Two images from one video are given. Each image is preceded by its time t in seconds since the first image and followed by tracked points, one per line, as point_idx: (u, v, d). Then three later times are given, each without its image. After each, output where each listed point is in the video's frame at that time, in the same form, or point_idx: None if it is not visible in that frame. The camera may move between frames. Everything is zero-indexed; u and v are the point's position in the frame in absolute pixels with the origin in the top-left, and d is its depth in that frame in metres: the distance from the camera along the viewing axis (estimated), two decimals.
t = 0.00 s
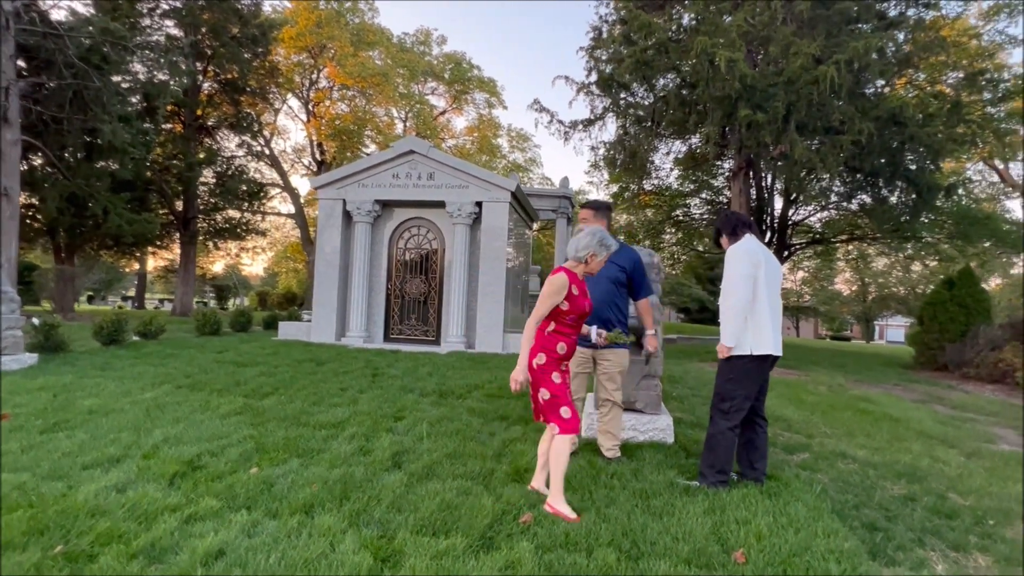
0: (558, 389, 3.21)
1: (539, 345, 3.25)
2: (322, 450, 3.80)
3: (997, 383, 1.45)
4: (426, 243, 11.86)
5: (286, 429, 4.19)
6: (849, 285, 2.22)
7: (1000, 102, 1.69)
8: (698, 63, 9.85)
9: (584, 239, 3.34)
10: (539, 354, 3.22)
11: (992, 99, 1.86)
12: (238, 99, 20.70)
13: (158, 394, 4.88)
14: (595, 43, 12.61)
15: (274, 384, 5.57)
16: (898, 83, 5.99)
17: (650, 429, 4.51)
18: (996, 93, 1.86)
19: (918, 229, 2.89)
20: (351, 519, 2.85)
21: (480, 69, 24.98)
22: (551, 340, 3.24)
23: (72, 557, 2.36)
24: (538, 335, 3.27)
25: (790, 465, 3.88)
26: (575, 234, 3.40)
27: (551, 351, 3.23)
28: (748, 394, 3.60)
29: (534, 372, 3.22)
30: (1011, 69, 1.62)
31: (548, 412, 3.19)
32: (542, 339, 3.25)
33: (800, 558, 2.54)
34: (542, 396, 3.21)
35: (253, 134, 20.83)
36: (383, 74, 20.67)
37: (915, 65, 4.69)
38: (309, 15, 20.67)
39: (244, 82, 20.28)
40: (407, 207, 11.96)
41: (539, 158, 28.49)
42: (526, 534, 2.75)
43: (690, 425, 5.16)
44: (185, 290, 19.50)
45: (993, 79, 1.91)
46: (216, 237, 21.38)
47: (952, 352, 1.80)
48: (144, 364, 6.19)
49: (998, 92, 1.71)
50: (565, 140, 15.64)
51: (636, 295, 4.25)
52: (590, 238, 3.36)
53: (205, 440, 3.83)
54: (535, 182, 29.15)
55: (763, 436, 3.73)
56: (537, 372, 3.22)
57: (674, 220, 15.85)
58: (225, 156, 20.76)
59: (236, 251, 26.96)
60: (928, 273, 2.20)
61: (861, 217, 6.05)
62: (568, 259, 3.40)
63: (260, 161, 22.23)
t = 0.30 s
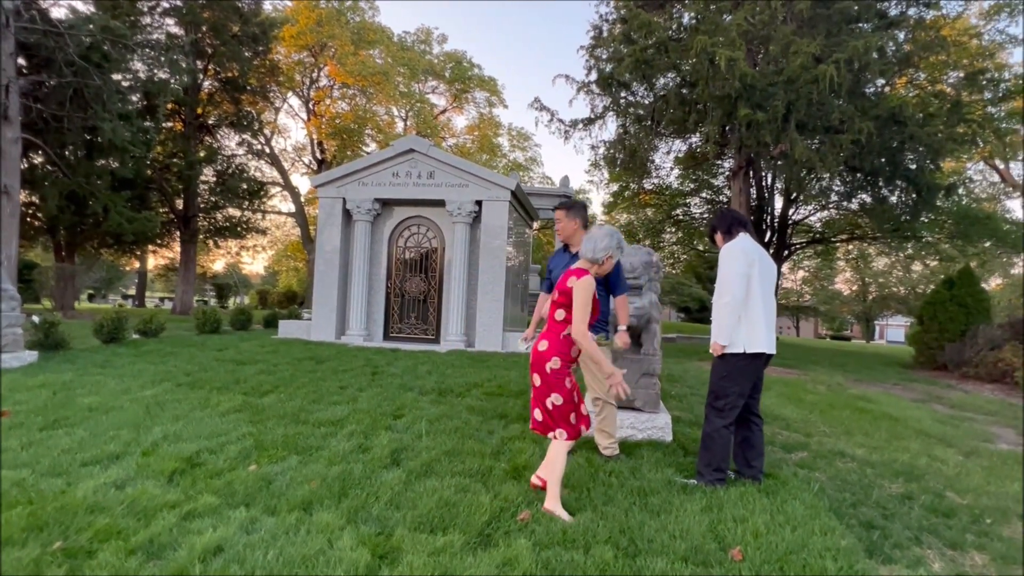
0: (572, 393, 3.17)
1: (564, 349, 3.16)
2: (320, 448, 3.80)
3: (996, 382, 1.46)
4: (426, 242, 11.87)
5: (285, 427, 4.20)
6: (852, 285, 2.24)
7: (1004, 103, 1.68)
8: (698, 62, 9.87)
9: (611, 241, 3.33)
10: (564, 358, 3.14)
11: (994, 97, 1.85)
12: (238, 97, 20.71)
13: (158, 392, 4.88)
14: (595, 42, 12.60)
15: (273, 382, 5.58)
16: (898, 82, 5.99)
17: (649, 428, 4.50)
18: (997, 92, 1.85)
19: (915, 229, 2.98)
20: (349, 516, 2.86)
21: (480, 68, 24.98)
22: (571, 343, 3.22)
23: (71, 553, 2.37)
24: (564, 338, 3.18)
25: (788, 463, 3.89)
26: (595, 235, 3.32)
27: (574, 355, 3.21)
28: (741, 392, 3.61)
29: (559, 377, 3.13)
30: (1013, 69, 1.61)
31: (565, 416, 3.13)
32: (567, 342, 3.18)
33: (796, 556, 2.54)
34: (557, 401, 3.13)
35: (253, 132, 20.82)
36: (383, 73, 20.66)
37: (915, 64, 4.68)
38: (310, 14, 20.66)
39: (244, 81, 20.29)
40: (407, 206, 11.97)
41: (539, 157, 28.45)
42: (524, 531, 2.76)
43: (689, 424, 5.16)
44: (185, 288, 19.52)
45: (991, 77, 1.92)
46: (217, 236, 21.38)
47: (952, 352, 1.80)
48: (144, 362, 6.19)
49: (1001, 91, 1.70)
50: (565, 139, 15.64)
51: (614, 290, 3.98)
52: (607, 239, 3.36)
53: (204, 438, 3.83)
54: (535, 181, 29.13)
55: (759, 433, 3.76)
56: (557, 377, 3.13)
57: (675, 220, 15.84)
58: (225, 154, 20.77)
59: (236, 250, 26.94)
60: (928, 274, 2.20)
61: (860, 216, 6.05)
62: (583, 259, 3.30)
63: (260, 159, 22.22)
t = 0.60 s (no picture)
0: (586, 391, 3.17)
1: (580, 346, 3.18)
2: (328, 446, 3.82)
3: (998, 381, 1.47)
4: (430, 240, 11.88)
5: (292, 424, 4.22)
6: (854, 283, 2.11)
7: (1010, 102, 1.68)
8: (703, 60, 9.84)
9: (631, 241, 3.39)
10: (580, 355, 3.17)
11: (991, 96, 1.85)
12: (241, 96, 20.73)
13: (164, 390, 4.91)
14: (598, 40, 12.59)
15: (279, 380, 5.60)
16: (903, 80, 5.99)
17: (654, 426, 4.52)
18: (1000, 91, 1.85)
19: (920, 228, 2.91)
20: (358, 513, 2.88)
21: (483, 66, 24.98)
22: (586, 341, 3.24)
23: (84, 549, 2.39)
24: (581, 336, 3.21)
25: (793, 462, 3.90)
26: (610, 234, 3.34)
27: (588, 352, 3.24)
28: (735, 389, 3.66)
29: (576, 375, 3.14)
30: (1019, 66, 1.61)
31: (579, 415, 3.13)
32: (583, 341, 3.21)
33: (804, 554, 2.54)
34: (572, 399, 3.12)
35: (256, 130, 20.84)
36: (386, 71, 20.67)
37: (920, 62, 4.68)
38: (313, 12, 20.65)
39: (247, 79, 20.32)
40: (411, 205, 11.97)
41: (542, 155, 28.45)
42: (531, 528, 2.77)
43: (694, 422, 5.17)
44: (189, 285, 19.59)
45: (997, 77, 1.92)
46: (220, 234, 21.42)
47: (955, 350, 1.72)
48: (150, 360, 6.23)
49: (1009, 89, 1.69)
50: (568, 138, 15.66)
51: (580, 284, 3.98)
52: (623, 239, 3.37)
53: (212, 435, 3.86)
54: (537, 179, 29.15)
55: (760, 430, 3.78)
56: (574, 374, 3.14)
57: (678, 218, 15.85)
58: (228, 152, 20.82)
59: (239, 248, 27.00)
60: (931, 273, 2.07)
61: (864, 215, 6.04)
62: (598, 258, 3.32)
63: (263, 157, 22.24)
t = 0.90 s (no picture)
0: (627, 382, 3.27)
1: (617, 342, 3.25)
2: (345, 443, 3.83)
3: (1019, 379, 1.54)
4: (443, 239, 11.88)
5: (309, 422, 4.23)
6: (868, 282, 1.91)
7: None
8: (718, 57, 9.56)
9: (648, 234, 3.45)
10: (618, 350, 3.23)
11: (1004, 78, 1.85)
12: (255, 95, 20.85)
13: (183, 387, 4.95)
14: (610, 37, 12.55)
15: (296, 378, 5.63)
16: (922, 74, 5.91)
17: (672, 424, 4.49)
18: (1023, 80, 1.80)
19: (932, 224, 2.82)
20: (378, 510, 2.88)
21: (493, 64, 24.98)
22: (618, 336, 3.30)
23: (110, 543, 2.47)
24: (617, 332, 3.26)
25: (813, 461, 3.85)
26: (630, 232, 3.35)
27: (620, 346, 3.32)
28: (744, 385, 3.70)
29: (618, 369, 3.20)
30: None
31: (629, 405, 3.21)
32: (617, 335, 3.28)
33: (829, 554, 2.52)
34: (620, 392, 3.20)
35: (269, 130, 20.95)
36: (397, 71, 20.72)
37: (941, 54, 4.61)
38: (325, 11, 20.90)
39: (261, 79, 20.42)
40: (424, 203, 11.98)
41: (552, 153, 28.41)
42: (552, 526, 2.76)
43: (711, 421, 5.12)
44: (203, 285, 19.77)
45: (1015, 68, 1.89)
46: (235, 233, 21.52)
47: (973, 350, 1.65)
48: (168, 358, 6.28)
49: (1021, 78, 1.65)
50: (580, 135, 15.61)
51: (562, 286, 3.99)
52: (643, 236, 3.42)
53: (231, 432, 3.87)
54: (548, 178, 29.14)
55: (774, 427, 3.78)
56: (616, 369, 3.19)
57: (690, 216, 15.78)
58: (242, 152, 20.97)
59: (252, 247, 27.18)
60: (946, 267, 1.84)
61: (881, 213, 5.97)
62: (621, 255, 3.34)
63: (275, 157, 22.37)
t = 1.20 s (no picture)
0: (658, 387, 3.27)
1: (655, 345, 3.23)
2: (361, 444, 3.83)
3: None
4: (453, 239, 11.88)
5: (324, 422, 4.24)
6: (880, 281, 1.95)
7: None
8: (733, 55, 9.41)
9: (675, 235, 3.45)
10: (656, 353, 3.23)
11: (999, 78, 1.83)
12: (264, 97, 20.92)
13: (198, 388, 4.98)
14: (619, 36, 12.52)
15: (308, 378, 5.64)
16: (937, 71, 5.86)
17: (687, 426, 4.45)
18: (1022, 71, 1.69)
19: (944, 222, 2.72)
20: (395, 511, 2.88)
21: (501, 65, 24.96)
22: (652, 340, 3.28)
23: (130, 543, 2.49)
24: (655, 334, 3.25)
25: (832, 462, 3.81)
26: (662, 230, 3.32)
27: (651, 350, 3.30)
28: (755, 387, 3.65)
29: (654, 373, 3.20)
30: None
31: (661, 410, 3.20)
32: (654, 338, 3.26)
33: (853, 557, 2.49)
34: (655, 397, 3.17)
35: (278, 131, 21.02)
36: (405, 71, 20.71)
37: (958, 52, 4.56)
38: (333, 13, 20.86)
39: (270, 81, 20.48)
40: (435, 203, 11.98)
41: (560, 154, 28.36)
42: (571, 528, 2.74)
43: (726, 422, 5.08)
44: (213, 285, 19.89)
45: None
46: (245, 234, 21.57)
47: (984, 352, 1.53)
48: (181, 358, 6.32)
49: None
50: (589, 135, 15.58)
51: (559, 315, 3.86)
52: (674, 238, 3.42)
53: (246, 433, 3.89)
54: (556, 178, 29.08)
55: (789, 426, 3.75)
56: (654, 373, 3.17)
57: (700, 216, 15.71)
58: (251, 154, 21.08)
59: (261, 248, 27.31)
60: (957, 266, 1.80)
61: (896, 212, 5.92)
62: (658, 255, 3.31)
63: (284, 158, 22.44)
